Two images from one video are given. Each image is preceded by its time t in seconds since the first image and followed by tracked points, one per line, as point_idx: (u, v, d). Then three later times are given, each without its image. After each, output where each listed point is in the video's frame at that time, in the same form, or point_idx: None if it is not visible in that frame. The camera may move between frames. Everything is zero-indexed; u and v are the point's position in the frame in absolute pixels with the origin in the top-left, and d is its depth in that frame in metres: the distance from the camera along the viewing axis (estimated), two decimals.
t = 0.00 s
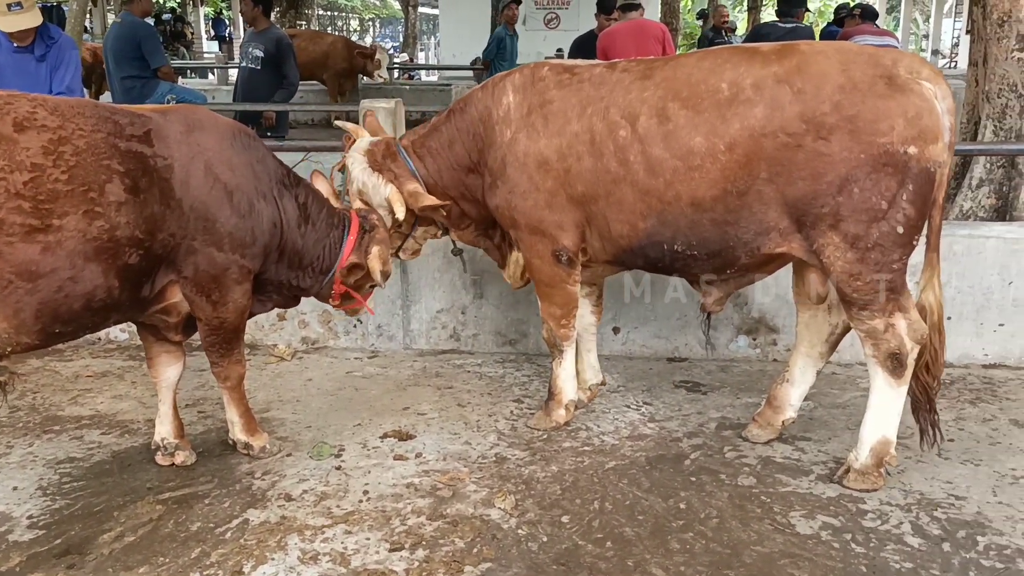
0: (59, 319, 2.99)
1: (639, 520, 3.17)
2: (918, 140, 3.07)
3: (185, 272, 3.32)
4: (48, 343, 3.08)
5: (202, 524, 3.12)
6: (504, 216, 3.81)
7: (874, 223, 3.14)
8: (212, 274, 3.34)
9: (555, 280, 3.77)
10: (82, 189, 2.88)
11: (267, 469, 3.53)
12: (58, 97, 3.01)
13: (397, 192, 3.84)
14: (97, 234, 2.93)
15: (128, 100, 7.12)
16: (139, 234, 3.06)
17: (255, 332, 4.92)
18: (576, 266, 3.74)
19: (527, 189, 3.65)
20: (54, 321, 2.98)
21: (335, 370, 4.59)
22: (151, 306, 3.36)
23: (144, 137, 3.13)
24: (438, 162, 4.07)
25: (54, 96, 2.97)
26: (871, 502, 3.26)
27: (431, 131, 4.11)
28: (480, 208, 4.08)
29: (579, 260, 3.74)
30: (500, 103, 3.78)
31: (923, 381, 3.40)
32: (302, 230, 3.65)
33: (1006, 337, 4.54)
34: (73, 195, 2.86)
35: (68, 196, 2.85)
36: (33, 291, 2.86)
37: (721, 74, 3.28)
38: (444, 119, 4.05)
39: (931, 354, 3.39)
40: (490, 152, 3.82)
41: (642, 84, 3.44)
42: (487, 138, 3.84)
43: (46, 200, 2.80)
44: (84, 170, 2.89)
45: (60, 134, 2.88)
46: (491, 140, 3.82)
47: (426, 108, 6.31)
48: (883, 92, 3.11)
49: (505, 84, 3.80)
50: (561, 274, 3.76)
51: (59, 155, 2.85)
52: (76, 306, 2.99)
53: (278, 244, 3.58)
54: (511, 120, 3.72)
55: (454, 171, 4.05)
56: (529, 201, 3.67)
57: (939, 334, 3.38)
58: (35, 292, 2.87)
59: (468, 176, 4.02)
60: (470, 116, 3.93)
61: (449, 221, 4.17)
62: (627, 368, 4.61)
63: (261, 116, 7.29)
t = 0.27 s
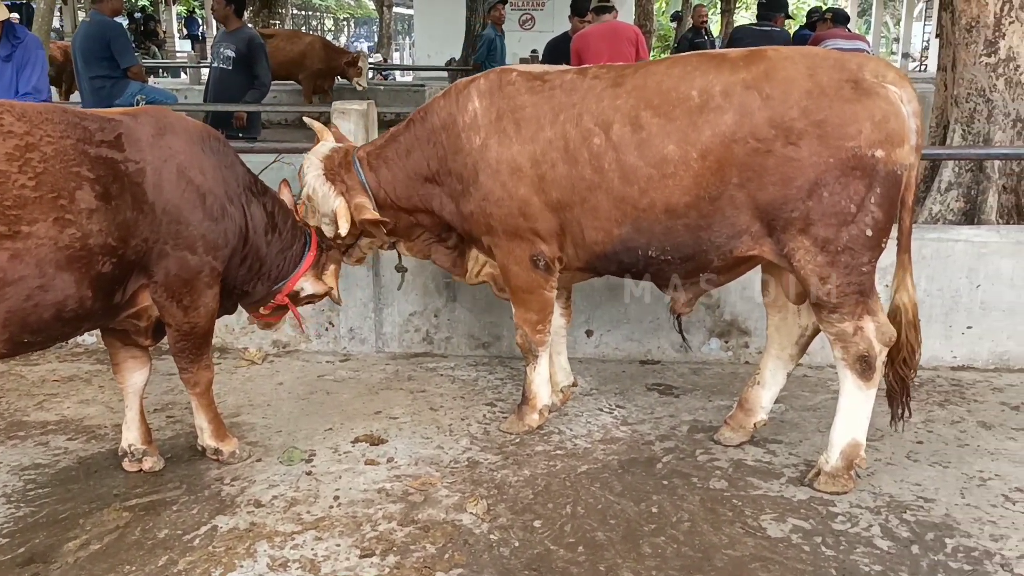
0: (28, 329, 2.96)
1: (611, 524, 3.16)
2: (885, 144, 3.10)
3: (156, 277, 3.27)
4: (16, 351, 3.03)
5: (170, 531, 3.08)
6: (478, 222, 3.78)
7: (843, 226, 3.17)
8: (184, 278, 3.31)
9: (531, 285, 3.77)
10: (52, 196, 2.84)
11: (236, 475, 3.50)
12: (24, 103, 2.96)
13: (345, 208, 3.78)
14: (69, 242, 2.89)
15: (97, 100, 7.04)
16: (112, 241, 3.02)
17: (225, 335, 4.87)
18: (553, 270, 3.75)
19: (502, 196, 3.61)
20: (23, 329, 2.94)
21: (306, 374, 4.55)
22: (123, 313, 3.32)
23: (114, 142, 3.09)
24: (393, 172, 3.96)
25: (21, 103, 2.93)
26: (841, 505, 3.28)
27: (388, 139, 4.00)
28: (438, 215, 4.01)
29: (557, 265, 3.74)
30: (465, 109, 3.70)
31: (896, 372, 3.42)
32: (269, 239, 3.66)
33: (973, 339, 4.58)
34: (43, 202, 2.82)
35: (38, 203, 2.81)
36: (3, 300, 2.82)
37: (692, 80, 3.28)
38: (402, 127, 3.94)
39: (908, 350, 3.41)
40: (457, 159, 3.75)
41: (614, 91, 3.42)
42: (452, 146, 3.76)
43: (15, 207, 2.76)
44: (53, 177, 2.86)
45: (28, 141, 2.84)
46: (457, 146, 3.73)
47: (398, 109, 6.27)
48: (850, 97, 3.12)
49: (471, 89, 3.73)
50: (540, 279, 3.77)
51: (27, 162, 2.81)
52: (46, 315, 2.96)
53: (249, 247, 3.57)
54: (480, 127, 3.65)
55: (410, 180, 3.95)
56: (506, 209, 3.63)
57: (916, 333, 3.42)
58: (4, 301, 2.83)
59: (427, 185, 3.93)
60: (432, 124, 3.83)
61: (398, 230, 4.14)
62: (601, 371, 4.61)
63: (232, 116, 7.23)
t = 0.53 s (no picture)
0: (19, 336, 2.93)
1: (596, 528, 3.16)
2: (862, 146, 3.11)
3: (144, 280, 3.26)
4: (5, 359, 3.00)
5: (151, 536, 3.05)
6: (462, 233, 3.75)
7: (823, 228, 3.18)
8: (172, 280, 3.31)
9: (519, 291, 3.76)
10: (42, 202, 2.83)
11: (219, 479, 3.47)
12: (11, 108, 2.93)
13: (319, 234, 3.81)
14: (60, 248, 2.88)
15: (80, 100, 7.01)
16: (103, 246, 3.01)
17: (209, 337, 4.84)
18: (541, 276, 3.74)
19: (483, 205, 3.60)
20: (12, 337, 2.92)
21: (290, 377, 4.52)
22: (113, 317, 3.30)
23: (102, 145, 3.07)
24: (368, 197, 3.92)
25: (7, 108, 2.89)
26: (825, 507, 3.29)
27: (360, 163, 3.94)
28: (417, 233, 3.99)
29: (543, 271, 3.73)
30: (438, 123, 3.69)
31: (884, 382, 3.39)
32: (253, 236, 3.69)
33: (957, 341, 4.60)
34: (33, 208, 2.80)
35: (28, 209, 2.79)
36: None
37: (671, 85, 3.27)
38: (375, 152, 3.90)
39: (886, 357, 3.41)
40: (434, 172, 3.73)
41: (591, 96, 3.41)
42: (428, 163, 3.74)
43: (6, 213, 2.74)
44: (44, 183, 2.84)
45: (16, 147, 2.82)
46: (434, 164, 3.72)
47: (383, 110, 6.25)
48: (828, 99, 3.12)
49: (442, 100, 3.71)
50: (527, 285, 3.75)
51: (16, 168, 2.79)
52: (37, 322, 2.94)
53: (233, 247, 3.59)
54: (455, 138, 3.63)
55: (384, 205, 3.92)
56: (489, 216, 3.62)
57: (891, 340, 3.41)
58: None
59: (402, 206, 3.91)
60: (408, 147, 3.80)
61: (371, 250, 4.13)
62: (586, 373, 4.61)
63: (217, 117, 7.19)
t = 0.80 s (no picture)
0: (14, 340, 2.93)
1: (584, 530, 3.15)
2: (844, 149, 3.11)
3: (138, 280, 3.24)
4: None
5: (137, 541, 3.03)
6: (448, 238, 3.74)
7: (807, 229, 3.18)
8: (166, 280, 3.30)
9: (505, 294, 3.76)
10: (37, 207, 2.82)
11: (205, 482, 3.45)
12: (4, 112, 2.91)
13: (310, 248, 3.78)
14: (55, 253, 2.87)
15: (67, 100, 6.98)
16: (98, 249, 3.01)
17: (196, 339, 4.82)
18: (526, 279, 3.74)
19: (468, 209, 3.60)
20: (6, 341, 2.91)
21: (279, 379, 4.50)
22: (107, 319, 3.29)
23: (96, 147, 3.05)
24: (352, 209, 3.93)
25: None
26: (814, 509, 3.29)
27: (342, 180, 3.96)
28: (405, 241, 3.98)
29: (529, 274, 3.74)
30: (419, 128, 3.69)
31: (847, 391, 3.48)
32: (246, 231, 3.68)
33: (945, 341, 4.61)
34: (28, 213, 2.80)
35: (22, 214, 2.79)
36: None
37: (655, 87, 3.26)
38: (356, 164, 3.92)
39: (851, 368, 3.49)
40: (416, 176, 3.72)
41: (575, 98, 3.40)
42: (411, 169, 3.73)
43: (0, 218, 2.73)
44: (38, 187, 2.83)
45: (10, 151, 2.80)
46: (414, 167, 3.72)
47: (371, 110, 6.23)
48: (810, 102, 3.12)
49: (423, 105, 3.70)
50: (512, 288, 3.76)
51: (9, 172, 2.78)
52: (32, 326, 2.93)
53: (226, 245, 3.58)
54: (437, 142, 3.63)
55: (370, 216, 3.91)
56: (473, 219, 3.61)
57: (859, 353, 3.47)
58: None
59: (388, 214, 3.90)
60: (387, 152, 3.80)
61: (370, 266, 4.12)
62: (575, 374, 4.60)
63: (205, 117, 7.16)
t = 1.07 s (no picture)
0: (5, 338, 2.95)
1: (573, 530, 3.15)
2: (823, 146, 3.12)
3: (131, 279, 3.23)
4: None
5: (124, 543, 3.02)
6: (432, 239, 3.73)
7: (789, 226, 3.18)
8: (160, 279, 3.29)
9: (490, 293, 3.77)
10: (28, 206, 2.83)
11: (193, 483, 3.44)
12: None
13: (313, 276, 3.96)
14: (46, 252, 2.88)
15: (53, 100, 6.97)
16: (90, 248, 3.01)
17: (184, 340, 4.80)
18: (510, 277, 3.75)
19: (449, 209, 3.60)
20: None
21: (267, 380, 4.49)
22: (101, 319, 3.29)
23: (87, 147, 3.04)
24: (341, 225, 3.96)
25: None
26: (802, 506, 3.30)
27: (330, 198, 4.00)
28: (396, 245, 3.99)
29: (513, 272, 3.74)
30: (399, 130, 3.69)
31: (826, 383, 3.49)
32: (236, 229, 3.67)
33: (932, 339, 4.63)
34: (18, 212, 2.81)
35: (13, 213, 2.80)
36: None
37: (635, 86, 3.26)
38: (338, 181, 3.96)
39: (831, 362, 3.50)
40: (395, 177, 3.73)
41: (556, 96, 3.39)
42: (392, 171, 3.74)
43: None
44: (29, 186, 2.84)
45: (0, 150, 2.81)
46: (393, 168, 3.73)
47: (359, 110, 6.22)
48: (789, 101, 3.14)
49: (401, 108, 3.71)
50: (497, 286, 3.76)
51: None
52: (23, 324, 2.95)
53: (219, 242, 3.58)
54: (416, 143, 3.63)
55: (358, 225, 3.93)
56: (455, 218, 3.61)
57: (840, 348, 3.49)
58: None
59: (374, 220, 3.91)
60: (367, 159, 3.82)
61: (371, 280, 4.12)
62: (564, 374, 4.60)
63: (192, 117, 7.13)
